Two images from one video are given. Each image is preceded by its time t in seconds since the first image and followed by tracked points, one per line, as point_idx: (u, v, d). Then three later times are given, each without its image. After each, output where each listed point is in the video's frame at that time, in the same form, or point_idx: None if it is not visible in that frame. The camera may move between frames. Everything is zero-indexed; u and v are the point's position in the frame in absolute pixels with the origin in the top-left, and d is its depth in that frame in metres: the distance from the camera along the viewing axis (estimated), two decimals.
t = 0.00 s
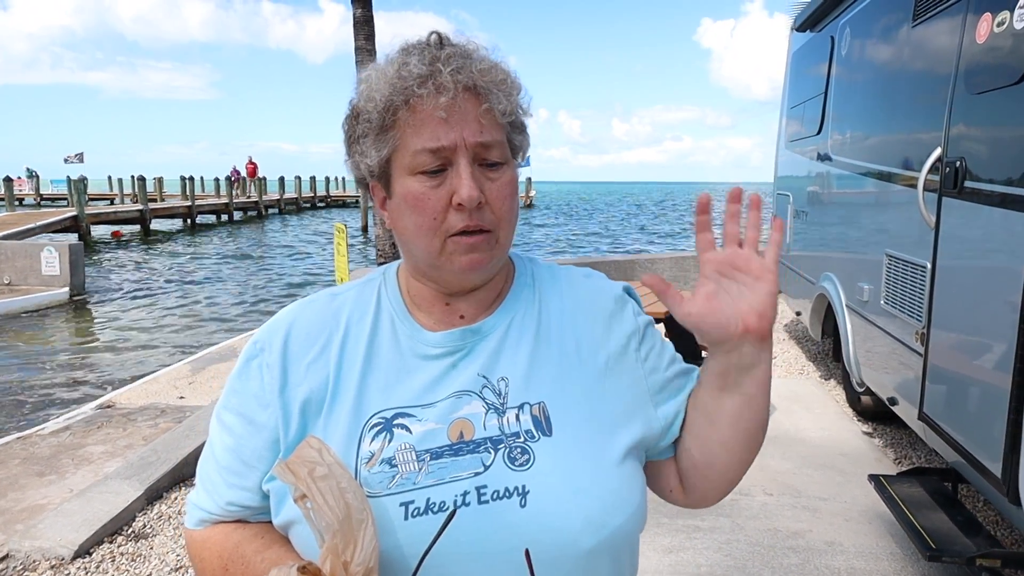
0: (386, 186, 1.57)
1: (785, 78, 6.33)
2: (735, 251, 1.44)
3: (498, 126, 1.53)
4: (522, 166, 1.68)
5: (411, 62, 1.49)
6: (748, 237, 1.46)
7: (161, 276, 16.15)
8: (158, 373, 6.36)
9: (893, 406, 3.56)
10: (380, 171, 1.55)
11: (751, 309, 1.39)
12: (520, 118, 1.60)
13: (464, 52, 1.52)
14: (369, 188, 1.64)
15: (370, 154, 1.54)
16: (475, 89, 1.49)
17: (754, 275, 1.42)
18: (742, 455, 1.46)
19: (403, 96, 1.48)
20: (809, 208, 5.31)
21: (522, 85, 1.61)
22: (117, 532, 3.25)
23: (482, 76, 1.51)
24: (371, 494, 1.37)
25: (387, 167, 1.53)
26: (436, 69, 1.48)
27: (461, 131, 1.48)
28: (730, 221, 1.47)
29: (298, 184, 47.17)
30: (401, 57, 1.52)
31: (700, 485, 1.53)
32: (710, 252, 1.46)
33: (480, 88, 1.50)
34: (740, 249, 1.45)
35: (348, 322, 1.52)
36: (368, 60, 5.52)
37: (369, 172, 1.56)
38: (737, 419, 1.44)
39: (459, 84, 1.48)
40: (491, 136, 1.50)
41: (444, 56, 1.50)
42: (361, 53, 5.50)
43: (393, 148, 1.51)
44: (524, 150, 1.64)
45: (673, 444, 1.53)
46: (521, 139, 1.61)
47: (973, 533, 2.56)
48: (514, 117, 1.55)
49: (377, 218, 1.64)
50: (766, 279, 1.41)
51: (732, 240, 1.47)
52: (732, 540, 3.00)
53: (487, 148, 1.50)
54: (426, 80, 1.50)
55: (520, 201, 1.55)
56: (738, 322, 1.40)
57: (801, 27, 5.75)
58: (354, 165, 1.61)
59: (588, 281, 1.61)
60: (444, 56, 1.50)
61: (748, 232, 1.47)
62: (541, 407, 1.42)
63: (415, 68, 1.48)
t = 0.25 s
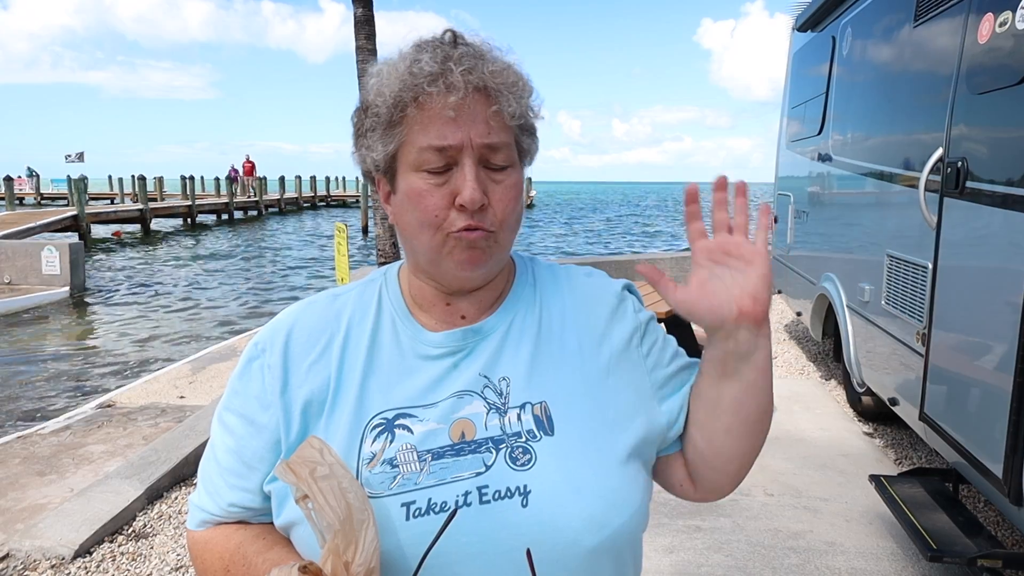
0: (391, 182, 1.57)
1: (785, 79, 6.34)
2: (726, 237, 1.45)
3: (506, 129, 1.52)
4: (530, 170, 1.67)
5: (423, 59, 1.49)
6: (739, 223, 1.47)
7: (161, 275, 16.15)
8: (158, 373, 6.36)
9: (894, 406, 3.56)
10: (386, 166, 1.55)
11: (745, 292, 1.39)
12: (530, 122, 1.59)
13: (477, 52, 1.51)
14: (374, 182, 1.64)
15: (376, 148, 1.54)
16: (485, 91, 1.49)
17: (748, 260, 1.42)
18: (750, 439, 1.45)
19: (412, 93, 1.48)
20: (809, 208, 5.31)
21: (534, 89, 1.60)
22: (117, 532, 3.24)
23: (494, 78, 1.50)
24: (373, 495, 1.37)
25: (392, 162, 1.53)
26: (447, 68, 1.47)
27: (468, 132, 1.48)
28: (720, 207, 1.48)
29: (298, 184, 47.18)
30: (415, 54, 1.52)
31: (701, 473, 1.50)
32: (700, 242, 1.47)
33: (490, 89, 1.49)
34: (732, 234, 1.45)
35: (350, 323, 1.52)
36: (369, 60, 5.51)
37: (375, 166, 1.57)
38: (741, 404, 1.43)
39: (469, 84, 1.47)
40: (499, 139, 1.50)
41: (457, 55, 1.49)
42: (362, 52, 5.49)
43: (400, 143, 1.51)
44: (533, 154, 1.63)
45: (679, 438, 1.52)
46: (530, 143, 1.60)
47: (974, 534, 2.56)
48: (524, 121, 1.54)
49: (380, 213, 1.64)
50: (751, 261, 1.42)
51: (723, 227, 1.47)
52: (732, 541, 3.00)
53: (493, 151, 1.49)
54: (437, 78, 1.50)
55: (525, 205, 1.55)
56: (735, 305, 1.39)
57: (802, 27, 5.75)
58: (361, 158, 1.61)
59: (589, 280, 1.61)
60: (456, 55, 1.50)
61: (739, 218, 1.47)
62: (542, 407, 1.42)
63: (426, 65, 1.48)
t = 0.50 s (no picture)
0: (395, 190, 1.57)
1: (785, 79, 6.34)
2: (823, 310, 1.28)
3: (517, 147, 1.51)
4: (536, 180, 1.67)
5: (435, 74, 1.46)
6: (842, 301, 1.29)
7: (161, 275, 16.15)
8: (158, 373, 6.36)
9: (893, 406, 3.56)
10: (391, 175, 1.54)
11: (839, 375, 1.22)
12: (542, 136, 1.58)
13: (492, 68, 1.48)
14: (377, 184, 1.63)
15: (382, 157, 1.53)
16: (498, 110, 1.47)
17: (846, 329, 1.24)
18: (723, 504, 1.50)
19: (423, 108, 1.46)
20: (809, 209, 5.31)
21: (547, 102, 1.58)
22: (117, 532, 3.24)
23: (508, 97, 1.48)
24: (372, 498, 1.37)
25: (398, 173, 1.52)
26: (460, 86, 1.45)
27: (477, 151, 1.47)
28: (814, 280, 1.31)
29: (298, 184, 47.18)
30: (427, 65, 1.48)
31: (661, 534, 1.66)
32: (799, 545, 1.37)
33: (504, 108, 1.47)
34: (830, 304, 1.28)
35: (350, 326, 1.52)
36: (369, 60, 5.51)
37: (380, 174, 1.55)
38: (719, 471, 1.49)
39: (482, 104, 1.45)
40: (508, 158, 1.49)
41: (471, 72, 1.46)
42: (362, 53, 5.49)
43: (407, 157, 1.50)
44: (543, 166, 1.62)
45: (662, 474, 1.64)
46: (541, 156, 1.59)
47: (975, 535, 2.56)
48: (535, 139, 1.53)
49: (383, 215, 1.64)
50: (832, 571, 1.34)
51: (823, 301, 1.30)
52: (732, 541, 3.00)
53: (501, 170, 1.49)
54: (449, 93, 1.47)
55: (531, 221, 1.55)
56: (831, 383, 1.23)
57: (802, 27, 5.75)
58: (366, 161, 1.60)
59: (591, 288, 1.62)
60: (470, 71, 1.47)
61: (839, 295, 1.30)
62: (542, 411, 1.43)
63: (438, 81, 1.45)
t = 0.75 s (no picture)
0: (398, 180, 1.58)
1: (785, 80, 6.34)
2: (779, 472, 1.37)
3: (518, 134, 1.52)
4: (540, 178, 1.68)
5: (439, 59, 1.49)
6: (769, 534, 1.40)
7: (161, 276, 16.15)
8: (158, 373, 6.36)
9: (894, 407, 3.56)
10: (394, 163, 1.56)
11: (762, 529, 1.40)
12: (545, 130, 1.59)
13: (494, 55, 1.51)
14: (382, 178, 1.65)
15: (385, 144, 1.55)
16: (498, 95, 1.49)
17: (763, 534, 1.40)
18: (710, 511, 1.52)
19: (425, 92, 1.48)
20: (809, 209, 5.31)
21: (550, 96, 1.60)
22: (117, 533, 3.24)
23: (509, 83, 1.50)
24: (375, 503, 1.37)
25: (400, 160, 1.54)
26: (461, 70, 1.48)
27: (478, 134, 1.48)
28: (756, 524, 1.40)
29: (298, 184, 47.18)
30: (431, 53, 1.52)
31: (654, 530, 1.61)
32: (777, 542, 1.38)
33: (504, 93, 1.50)
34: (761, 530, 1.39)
35: (353, 327, 1.52)
36: (369, 61, 5.51)
37: (383, 163, 1.57)
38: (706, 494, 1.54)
39: (482, 87, 1.48)
40: (509, 143, 1.50)
41: (473, 57, 1.50)
42: (362, 53, 5.49)
43: (408, 141, 1.52)
44: (546, 162, 1.63)
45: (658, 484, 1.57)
46: (544, 151, 1.60)
47: (975, 536, 2.56)
48: (536, 129, 1.54)
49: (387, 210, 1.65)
50: None
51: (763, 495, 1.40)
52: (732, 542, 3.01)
53: (502, 154, 1.50)
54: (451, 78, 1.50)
55: (532, 213, 1.55)
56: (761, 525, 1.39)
57: (803, 28, 5.74)
58: (370, 153, 1.62)
59: (596, 292, 1.62)
60: (473, 57, 1.50)
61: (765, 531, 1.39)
62: (546, 417, 1.43)
63: (441, 65, 1.48)
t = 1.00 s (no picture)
0: (397, 175, 1.61)
1: (785, 80, 6.33)
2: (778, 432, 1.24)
3: (511, 126, 1.55)
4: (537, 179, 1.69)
5: (435, 53, 1.55)
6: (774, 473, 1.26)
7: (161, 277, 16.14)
8: (158, 374, 6.35)
9: (893, 408, 3.56)
10: (391, 156, 1.59)
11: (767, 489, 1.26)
12: (540, 128, 1.62)
13: (488, 50, 1.56)
14: (383, 178, 1.67)
15: (384, 139, 1.59)
16: (491, 86, 1.53)
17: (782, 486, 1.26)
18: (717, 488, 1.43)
19: (421, 84, 1.53)
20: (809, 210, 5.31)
21: (545, 95, 1.63)
22: (116, 534, 3.24)
23: (502, 75, 1.54)
24: (370, 502, 1.37)
25: (397, 153, 1.57)
26: (455, 62, 1.52)
27: (470, 123, 1.51)
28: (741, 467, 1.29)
29: (298, 185, 47.18)
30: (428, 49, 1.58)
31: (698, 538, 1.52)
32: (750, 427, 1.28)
33: (497, 85, 1.54)
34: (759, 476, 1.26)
35: (350, 327, 1.52)
36: (369, 61, 5.50)
37: (382, 158, 1.60)
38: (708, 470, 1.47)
39: (475, 77, 1.52)
40: (501, 132, 1.52)
41: (467, 51, 1.54)
42: (362, 54, 5.49)
43: (405, 133, 1.55)
44: (541, 160, 1.64)
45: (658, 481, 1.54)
46: (538, 147, 1.62)
47: (975, 536, 2.56)
48: (530, 122, 1.57)
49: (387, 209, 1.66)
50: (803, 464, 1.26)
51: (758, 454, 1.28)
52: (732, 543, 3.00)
53: (494, 143, 1.52)
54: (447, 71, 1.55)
55: (526, 205, 1.55)
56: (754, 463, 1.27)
57: (802, 28, 5.74)
58: (371, 152, 1.65)
59: (593, 291, 1.62)
60: (467, 50, 1.55)
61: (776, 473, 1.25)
62: (542, 416, 1.43)
63: (436, 58, 1.53)
